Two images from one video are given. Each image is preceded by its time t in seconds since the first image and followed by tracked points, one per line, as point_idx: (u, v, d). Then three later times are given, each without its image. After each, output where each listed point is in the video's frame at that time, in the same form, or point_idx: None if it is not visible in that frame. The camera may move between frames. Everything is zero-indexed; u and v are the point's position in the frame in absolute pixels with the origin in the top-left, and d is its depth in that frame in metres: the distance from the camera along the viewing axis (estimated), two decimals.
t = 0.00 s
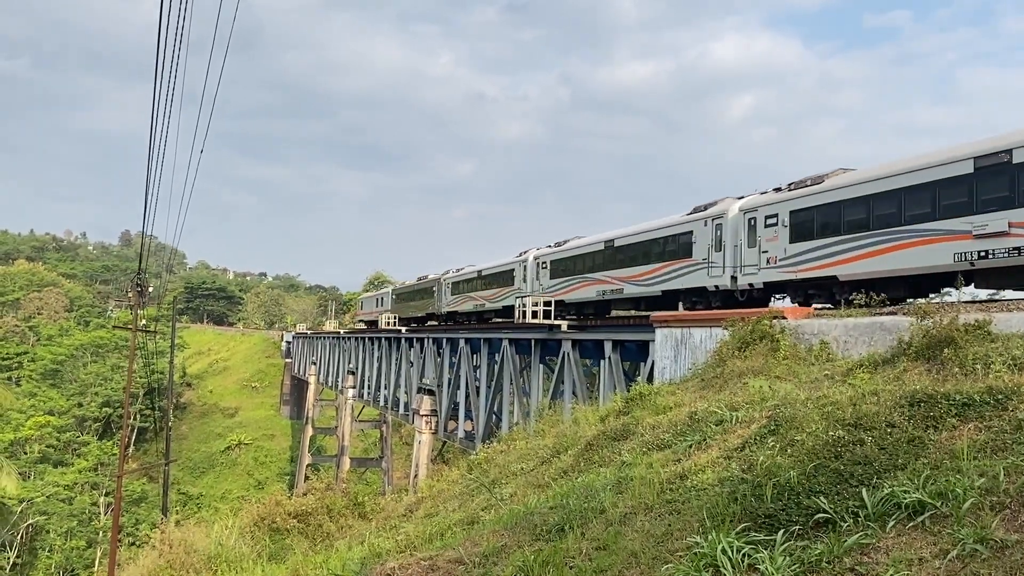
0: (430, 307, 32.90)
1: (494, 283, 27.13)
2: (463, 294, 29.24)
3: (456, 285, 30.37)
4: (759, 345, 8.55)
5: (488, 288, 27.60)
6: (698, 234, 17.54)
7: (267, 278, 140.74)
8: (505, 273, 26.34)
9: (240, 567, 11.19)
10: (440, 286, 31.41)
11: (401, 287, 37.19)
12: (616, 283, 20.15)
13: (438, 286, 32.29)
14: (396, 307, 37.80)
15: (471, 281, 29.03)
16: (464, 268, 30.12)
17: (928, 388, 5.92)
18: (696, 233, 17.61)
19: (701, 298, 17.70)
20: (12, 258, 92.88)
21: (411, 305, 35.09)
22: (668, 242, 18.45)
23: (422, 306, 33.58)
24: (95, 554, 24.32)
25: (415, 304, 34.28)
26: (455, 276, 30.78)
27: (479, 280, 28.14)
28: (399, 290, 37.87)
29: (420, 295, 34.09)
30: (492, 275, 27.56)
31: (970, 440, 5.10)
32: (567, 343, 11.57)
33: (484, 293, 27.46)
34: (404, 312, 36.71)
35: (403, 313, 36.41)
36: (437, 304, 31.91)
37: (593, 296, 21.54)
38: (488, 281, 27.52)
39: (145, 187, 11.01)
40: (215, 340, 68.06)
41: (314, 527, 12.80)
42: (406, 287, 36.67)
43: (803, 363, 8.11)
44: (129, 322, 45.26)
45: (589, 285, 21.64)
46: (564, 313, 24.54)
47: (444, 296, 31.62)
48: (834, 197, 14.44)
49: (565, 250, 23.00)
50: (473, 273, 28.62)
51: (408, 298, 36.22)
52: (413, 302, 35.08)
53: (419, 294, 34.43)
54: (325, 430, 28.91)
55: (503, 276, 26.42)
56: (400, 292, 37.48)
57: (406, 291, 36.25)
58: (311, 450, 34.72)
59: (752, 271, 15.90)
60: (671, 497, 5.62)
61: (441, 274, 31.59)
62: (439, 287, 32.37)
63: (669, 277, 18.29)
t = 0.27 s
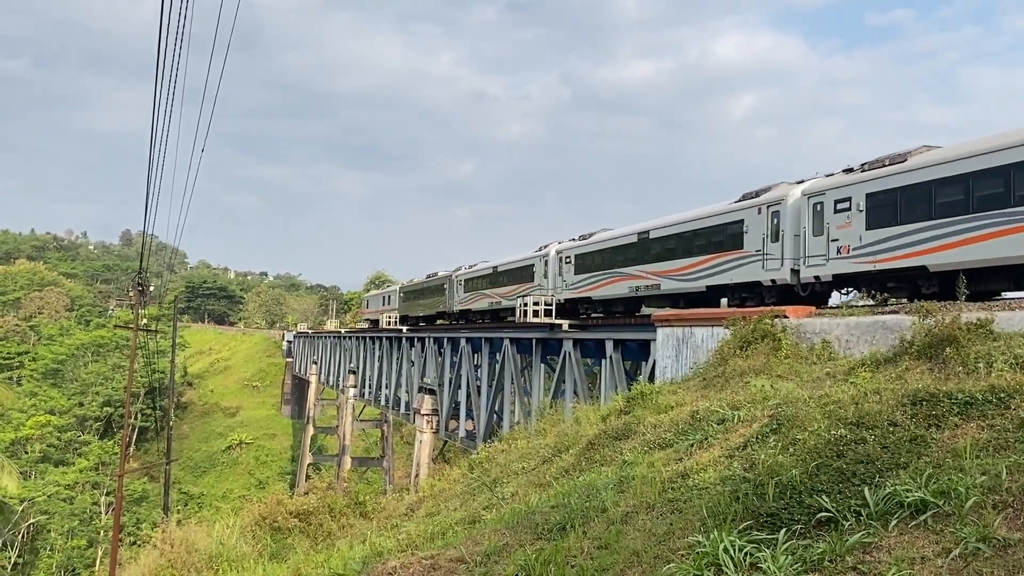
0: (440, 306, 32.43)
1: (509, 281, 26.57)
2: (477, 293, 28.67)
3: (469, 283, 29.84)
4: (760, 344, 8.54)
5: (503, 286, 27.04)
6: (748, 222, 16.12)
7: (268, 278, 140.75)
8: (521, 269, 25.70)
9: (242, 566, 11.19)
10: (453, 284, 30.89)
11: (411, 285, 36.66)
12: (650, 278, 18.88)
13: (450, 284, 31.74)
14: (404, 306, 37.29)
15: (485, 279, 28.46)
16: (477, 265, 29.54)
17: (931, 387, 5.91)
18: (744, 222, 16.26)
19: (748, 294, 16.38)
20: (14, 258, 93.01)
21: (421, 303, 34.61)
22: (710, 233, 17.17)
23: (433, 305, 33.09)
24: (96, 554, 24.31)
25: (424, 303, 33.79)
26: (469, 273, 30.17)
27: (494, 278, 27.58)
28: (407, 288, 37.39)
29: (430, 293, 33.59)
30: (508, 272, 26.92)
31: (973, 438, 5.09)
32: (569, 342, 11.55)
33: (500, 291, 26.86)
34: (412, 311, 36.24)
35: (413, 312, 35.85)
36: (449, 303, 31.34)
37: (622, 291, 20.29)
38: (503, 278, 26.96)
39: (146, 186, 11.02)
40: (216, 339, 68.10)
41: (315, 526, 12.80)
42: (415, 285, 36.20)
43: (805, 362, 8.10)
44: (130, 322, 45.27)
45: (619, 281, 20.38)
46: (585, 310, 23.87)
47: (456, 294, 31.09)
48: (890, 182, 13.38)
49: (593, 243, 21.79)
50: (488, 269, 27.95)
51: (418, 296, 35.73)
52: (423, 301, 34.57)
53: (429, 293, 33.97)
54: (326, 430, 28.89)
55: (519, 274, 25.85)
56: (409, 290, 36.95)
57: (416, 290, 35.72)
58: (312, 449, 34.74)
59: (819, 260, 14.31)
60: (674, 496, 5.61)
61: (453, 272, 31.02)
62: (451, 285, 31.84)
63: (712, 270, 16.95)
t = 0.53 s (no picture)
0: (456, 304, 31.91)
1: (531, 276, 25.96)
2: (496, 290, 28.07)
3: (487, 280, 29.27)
4: (763, 343, 8.53)
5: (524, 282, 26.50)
6: (814, 208, 15.17)
7: (270, 277, 140.90)
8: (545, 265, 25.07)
9: (245, 564, 11.21)
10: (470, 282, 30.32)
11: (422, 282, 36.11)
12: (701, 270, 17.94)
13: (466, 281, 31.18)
14: (415, 304, 36.74)
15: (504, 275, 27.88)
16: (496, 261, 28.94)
17: (934, 385, 5.91)
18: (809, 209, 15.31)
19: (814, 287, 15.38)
20: (16, 257, 93.20)
21: (434, 301, 34.06)
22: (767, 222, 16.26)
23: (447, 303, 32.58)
24: (99, 552, 24.32)
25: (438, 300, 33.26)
26: (486, 269, 29.60)
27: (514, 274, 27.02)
28: (417, 286, 36.84)
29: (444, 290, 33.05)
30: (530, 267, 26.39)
31: (976, 438, 5.09)
32: (571, 341, 11.54)
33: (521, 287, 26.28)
34: (423, 309, 35.74)
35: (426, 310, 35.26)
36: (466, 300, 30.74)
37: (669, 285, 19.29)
38: (524, 274, 26.42)
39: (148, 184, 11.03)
40: (219, 338, 68.18)
41: (318, 524, 12.81)
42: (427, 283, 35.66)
43: (807, 361, 8.10)
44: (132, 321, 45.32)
45: (665, 274, 19.41)
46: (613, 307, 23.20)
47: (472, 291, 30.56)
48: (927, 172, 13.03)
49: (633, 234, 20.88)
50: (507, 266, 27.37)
51: (429, 294, 35.19)
52: (437, 298, 34.02)
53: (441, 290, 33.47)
54: (328, 428, 28.92)
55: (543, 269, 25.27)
56: (420, 288, 36.39)
57: (429, 287, 35.12)
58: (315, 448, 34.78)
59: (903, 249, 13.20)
60: (676, 495, 5.61)
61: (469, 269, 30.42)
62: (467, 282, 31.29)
63: (774, 261, 16.01)
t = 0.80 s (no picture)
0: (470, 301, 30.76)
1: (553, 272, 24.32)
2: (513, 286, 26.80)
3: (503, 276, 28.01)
4: (766, 342, 8.52)
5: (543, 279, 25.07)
6: (897, 190, 13.04)
7: (272, 276, 141.09)
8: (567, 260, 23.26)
9: (248, 563, 11.22)
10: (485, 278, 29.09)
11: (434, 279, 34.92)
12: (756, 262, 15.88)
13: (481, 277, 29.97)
14: (427, 302, 35.64)
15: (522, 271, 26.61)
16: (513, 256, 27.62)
17: (938, 384, 5.90)
18: (891, 191, 13.21)
19: (896, 280, 13.31)
20: (20, 256, 93.40)
21: (447, 298, 32.93)
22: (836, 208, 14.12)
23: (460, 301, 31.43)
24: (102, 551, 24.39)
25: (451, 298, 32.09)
26: (503, 265, 28.30)
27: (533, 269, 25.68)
28: (428, 283, 35.72)
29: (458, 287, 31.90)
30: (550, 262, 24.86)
31: (980, 437, 5.08)
32: (573, 340, 11.53)
33: (540, 283, 24.86)
34: (435, 307, 34.63)
35: (439, 308, 34.06)
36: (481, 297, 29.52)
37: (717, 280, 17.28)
38: (544, 270, 25.01)
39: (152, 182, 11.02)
40: (222, 337, 68.28)
41: (321, 523, 12.82)
42: (439, 279, 34.52)
43: (810, 360, 8.08)
44: (135, 320, 45.38)
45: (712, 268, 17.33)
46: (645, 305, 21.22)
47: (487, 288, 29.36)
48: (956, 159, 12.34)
49: (671, 225, 18.84)
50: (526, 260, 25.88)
51: (442, 291, 34.06)
52: (450, 295, 32.86)
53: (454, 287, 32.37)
54: (331, 427, 28.95)
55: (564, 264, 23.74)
56: (432, 285, 35.22)
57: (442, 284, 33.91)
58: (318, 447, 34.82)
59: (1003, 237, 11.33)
60: (680, 495, 5.60)
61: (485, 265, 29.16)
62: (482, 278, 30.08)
63: (845, 252, 13.95)
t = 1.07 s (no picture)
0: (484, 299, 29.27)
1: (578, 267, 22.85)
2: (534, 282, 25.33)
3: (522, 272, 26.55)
4: (769, 341, 8.51)
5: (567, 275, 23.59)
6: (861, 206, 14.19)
7: (275, 274, 141.24)
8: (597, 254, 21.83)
9: (251, 560, 11.24)
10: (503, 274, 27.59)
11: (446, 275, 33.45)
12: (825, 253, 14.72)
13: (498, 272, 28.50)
14: (437, 299, 34.23)
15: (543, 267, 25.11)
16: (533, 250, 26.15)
17: (940, 383, 5.89)
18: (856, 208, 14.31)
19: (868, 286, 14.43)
20: (24, 254, 93.60)
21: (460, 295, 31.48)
22: (925, 189, 12.91)
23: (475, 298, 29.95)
24: (105, 549, 24.43)
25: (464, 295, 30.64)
26: (523, 261, 26.98)
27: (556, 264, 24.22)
28: (438, 279, 34.31)
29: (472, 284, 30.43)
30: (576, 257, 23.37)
31: (983, 435, 5.07)
32: (576, 338, 11.53)
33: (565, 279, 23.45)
34: (446, 305, 33.19)
35: (451, 306, 32.61)
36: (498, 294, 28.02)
37: (779, 272, 15.88)
38: (569, 264, 23.52)
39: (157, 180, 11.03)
40: (225, 335, 68.34)
41: (323, 522, 12.83)
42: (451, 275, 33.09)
43: (813, 359, 8.08)
44: (138, 319, 45.43)
45: (775, 259, 15.94)
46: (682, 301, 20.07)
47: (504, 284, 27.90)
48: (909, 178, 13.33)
49: (721, 213, 17.67)
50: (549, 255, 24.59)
51: (454, 288, 32.64)
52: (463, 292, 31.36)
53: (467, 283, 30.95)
54: (333, 426, 28.97)
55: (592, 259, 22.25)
56: (442, 281, 33.76)
57: (454, 281, 32.42)
58: (321, 446, 34.84)
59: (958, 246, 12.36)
60: (682, 493, 5.59)
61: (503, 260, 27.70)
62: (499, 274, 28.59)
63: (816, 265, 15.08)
